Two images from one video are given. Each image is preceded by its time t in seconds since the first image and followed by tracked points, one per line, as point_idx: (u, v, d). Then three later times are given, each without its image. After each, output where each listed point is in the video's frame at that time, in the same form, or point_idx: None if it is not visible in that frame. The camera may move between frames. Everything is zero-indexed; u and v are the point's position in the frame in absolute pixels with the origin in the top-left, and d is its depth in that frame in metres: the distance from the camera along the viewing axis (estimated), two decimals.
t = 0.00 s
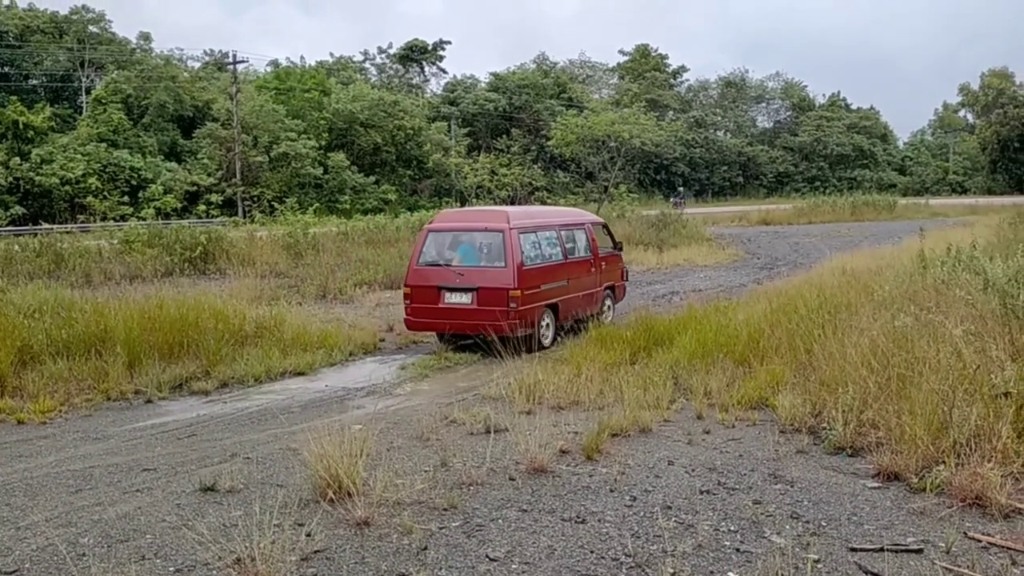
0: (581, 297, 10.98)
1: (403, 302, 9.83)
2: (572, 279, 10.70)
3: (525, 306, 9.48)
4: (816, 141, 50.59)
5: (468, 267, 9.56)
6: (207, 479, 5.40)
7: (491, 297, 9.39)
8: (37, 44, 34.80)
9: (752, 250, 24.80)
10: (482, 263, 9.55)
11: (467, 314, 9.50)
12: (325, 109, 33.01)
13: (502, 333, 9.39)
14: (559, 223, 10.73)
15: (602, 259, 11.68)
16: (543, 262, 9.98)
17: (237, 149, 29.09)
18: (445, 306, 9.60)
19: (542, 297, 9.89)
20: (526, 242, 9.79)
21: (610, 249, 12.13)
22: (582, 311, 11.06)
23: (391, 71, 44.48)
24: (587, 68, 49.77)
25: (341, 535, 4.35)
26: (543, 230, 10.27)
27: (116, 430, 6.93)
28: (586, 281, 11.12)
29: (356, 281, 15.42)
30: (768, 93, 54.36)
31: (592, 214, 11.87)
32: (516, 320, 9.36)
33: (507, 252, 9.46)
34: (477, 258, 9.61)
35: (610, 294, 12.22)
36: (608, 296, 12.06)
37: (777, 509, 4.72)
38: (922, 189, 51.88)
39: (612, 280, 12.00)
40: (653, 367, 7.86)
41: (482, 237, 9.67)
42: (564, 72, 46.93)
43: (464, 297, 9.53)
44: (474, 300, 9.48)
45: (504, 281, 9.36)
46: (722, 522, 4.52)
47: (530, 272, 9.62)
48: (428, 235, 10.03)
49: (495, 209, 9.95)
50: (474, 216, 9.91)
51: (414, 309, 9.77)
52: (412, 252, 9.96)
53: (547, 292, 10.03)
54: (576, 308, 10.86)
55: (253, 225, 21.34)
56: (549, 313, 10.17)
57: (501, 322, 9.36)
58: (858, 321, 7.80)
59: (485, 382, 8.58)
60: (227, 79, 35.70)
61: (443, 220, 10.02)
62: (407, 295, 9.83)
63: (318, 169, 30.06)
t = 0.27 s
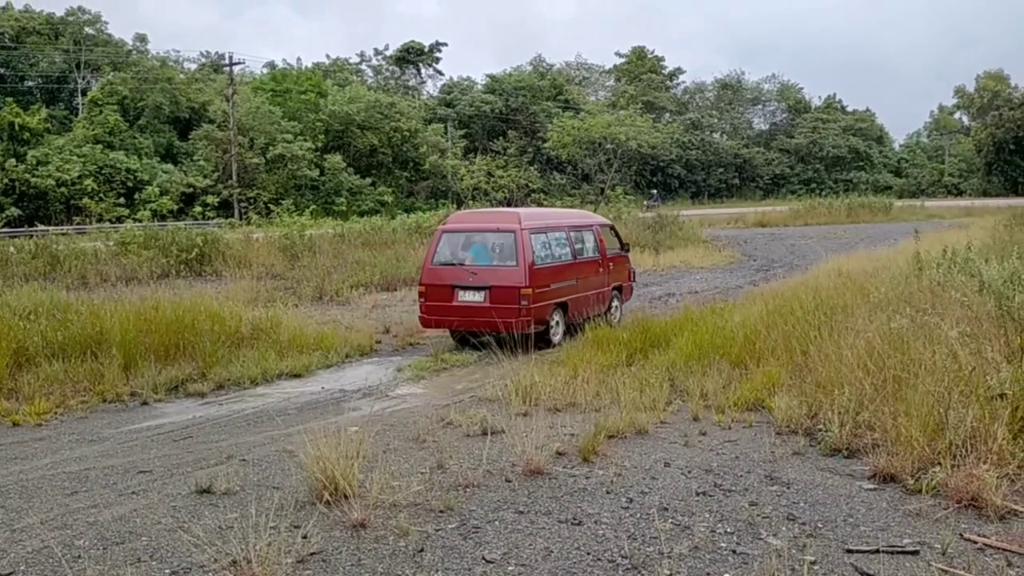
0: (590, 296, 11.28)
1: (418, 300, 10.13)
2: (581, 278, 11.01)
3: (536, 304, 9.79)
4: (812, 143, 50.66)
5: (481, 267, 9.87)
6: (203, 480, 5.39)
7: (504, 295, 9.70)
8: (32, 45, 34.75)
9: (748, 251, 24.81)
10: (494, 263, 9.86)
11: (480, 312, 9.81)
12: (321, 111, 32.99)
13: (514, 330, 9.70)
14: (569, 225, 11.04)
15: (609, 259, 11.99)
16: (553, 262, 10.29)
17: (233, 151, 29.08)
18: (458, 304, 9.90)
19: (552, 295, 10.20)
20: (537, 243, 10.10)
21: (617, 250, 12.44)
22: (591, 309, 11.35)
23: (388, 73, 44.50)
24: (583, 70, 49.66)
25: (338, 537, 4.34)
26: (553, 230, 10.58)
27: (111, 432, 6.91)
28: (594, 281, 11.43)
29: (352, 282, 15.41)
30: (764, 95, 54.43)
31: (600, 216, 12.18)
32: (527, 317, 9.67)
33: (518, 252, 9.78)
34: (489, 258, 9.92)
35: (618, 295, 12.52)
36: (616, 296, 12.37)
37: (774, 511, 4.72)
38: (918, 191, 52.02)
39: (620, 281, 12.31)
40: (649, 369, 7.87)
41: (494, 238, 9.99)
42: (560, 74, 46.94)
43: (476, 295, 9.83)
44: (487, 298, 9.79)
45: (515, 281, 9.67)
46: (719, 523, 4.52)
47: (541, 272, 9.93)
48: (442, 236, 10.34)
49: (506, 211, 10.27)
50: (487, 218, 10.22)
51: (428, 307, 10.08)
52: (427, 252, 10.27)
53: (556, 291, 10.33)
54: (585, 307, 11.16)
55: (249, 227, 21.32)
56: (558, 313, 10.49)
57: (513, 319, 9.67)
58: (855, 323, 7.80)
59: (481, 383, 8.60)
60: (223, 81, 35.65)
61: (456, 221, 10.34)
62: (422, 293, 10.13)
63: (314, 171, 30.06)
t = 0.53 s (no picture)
0: (599, 294, 11.56)
1: (433, 298, 10.42)
2: (590, 276, 11.28)
3: (546, 300, 10.08)
4: (808, 144, 50.71)
5: (494, 264, 10.16)
6: (200, 480, 5.38)
7: (515, 292, 9.98)
8: (29, 44, 34.72)
9: (744, 251, 24.85)
10: (507, 261, 10.15)
11: (493, 309, 10.10)
12: (318, 111, 32.97)
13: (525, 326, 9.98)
14: (578, 224, 11.31)
15: (618, 257, 12.26)
16: (563, 260, 10.58)
17: (230, 151, 29.05)
18: (471, 301, 10.19)
19: (562, 293, 10.48)
20: (548, 241, 10.38)
21: (625, 249, 12.70)
22: (600, 306, 11.62)
23: (385, 72, 44.48)
24: (581, 70, 49.68)
25: (335, 537, 4.33)
26: (564, 229, 10.86)
27: (108, 432, 6.90)
28: (603, 279, 11.70)
29: (349, 283, 15.40)
30: (761, 95, 54.47)
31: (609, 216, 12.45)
32: (538, 313, 9.96)
33: (530, 250, 10.06)
34: (502, 256, 10.21)
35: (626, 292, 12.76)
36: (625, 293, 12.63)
37: (770, 510, 4.72)
38: (914, 191, 52.12)
39: (629, 278, 12.57)
40: (647, 369, 7.89)
41: (507, 236, 10.27)
42: (558, 74, 46.94)
43: (490, 292, 10.12)
44: (499, 294, 10.08)
45: (527, 278, 9.95)
46: (716, 523, 4.52)
47: (552, 269, 10.22)
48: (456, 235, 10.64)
49: (518, 211, 10.55)
50: (499, 217, 10.51)
51: (442, 304, 10.37)
52: (441, 250, 10.56)
53: (567, 288, 10.61)
54: (594, 304, 11.44)
55: (246, 226, 21.31)
56: (568, 310, 10.74)
57: (525, 314, 9.96)
58: (851, 323, 7.81)
59: (478, 383, 8.60)
60: (220, 80, 35.60)
61: (470, 221, 10.64)
62: (437, 290, 10.42)
63: (311, 171, 30.05)
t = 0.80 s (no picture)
0: (605, 290, 11.72)
1: (443, 295, 10.61)
2: (596, 273, 11.43)
3: (555, 297, 10.25)
4: (802, 144, 50.78)
5: (503, 262, 10.33)
6: (192, 481, 5.36)
7: (524, 289, 10.16)
8: (22, 43, 34.61)
9: (738, 251, 24.85)
10: (516, 259, 10.31)
11: (503, 305, 10.28)
12: (312, 110, 32.91)
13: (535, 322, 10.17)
14: (584, 222, 11.47)
15: (623, 255, 12.44)
16: (570, 257, 10.73)
17: (223, 150, 28.98)
18: (481, 298, 10.37)
19: (570, 289, 10.64)
20: (556, 239, 10.53)
21: (629, 246, 12.88)
22: (606, 303, 11.80)
23: (379, 72, 44.42)
24: (576, 70, 49.69)
25: (328, 538, 4.32)
26: (570, 227, 11.02)
27: (100, 432, 6.87)
28: (609, 275, 11.87)
29: (343, 282, 15.38)
30: (755, 96, 54.52)
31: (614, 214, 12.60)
32: (547, 310, 10.13)
33: (538, 248, 10.22)
34: (511, 254, 10.37)
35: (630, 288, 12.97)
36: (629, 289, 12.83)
37: (764, 511, 4.72)
38: (908, 192, 52.27)
39: (633, 275, 12.76)
40: (641, 369, 7.89)
41: (515, 234, 10.43)
42: (552, 74, 46.93)
43: (499, 289, 10.30)
44: (509, 291, 10.25)
45: (536, 275, 10.12)
46: (709, 523, 4.52)
47: (560, 267, 10.38)
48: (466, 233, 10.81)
49: (526, 209, 10.71)
50: (508, 216, 10.67)
51: (453, 301, 10.56)
52: (451, 248, 10.74)
53: (574, 285, 10.77)
54: (600, 300, 11.62)
55: (240, 226, 21.27)
56: (575, 305, 10.91)
57: (534, 311, 10.13)
58: (844, 324, 7.83)
59: (473, 383, 8.60)
60: (214, 80, 35.49)
61: (479, 219, 10.80)
62: (447, 287, 10.61)
63: (305, 171, 30.00)
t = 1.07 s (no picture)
0: (609, 288, 12.04)
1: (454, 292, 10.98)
2: (601, 271, 11.75)
3: (561, 293, 10.60)
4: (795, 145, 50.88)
5: (511, 260, 10.70)
6: (184, 481, 5.34)
7: (531, 286, 10.51)
8: (13, 43, 34.48)
9: (731, 252, 24.88)
10: (523, 257, 10.68)
11: (511, 301, 10.64)
12: (304, 110, 32.84)
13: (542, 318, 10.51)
14: (589, 221, 11.80)
15: (626, 253, 12.74)
16: (576, 255, 11.07)
17: (216, 150, 28.90)
18: (490, 295, 10.75)
19: (575, 286, 10.99)
20: (561, 238, 10.88)
21: (632, 244, 13.18)
22: (611, 299, 12.11)
23: (372, 72, 44.35)
24: (569, 70, 49.70)
25: (319, 538, 4.32)
26: (576, 227, 11.35)
27: (92, 433, 6.85)
28: (613, 273, 12.18)
29: (336, 282, 15.36)
30: (748, 96, 54.59)
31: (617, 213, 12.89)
32: (553, 306, 10.48)
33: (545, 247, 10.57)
34: (518, 252, 10.74)
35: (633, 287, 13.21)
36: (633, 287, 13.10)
37: (756, 510, 4.73)
38: (900, 192, 52.45)
39: (636, 273, 13.04)
40: (633, 368, 7.91)
41: (522, 234, 10.79)
42: (545, 74, 46.93)
43: (508, 287, 10.67)
44: (516, 288, 10.62)
45: (542, 273, 10.48)
46: (701, 523, 4.53)
47: (566, 265, 10.73)
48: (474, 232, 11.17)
49: (533, 209, 11.06)
50: (515, 216, 11.03)
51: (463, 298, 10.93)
52: (461, 247, 11.11)
53: (579, 282, 11.11)
54: (605, 297, 11.93)
55: (232, 226, 21.22)
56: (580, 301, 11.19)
57: (540, 307, 10.50)
58: (835, 324, 7.86)
59: (467, 382, 8.60)
60: (206, 79, 35.37)
61: (487, 219, 11.16)
62: (457, 284, 10.99)
63: (298, 171, 29.93)
